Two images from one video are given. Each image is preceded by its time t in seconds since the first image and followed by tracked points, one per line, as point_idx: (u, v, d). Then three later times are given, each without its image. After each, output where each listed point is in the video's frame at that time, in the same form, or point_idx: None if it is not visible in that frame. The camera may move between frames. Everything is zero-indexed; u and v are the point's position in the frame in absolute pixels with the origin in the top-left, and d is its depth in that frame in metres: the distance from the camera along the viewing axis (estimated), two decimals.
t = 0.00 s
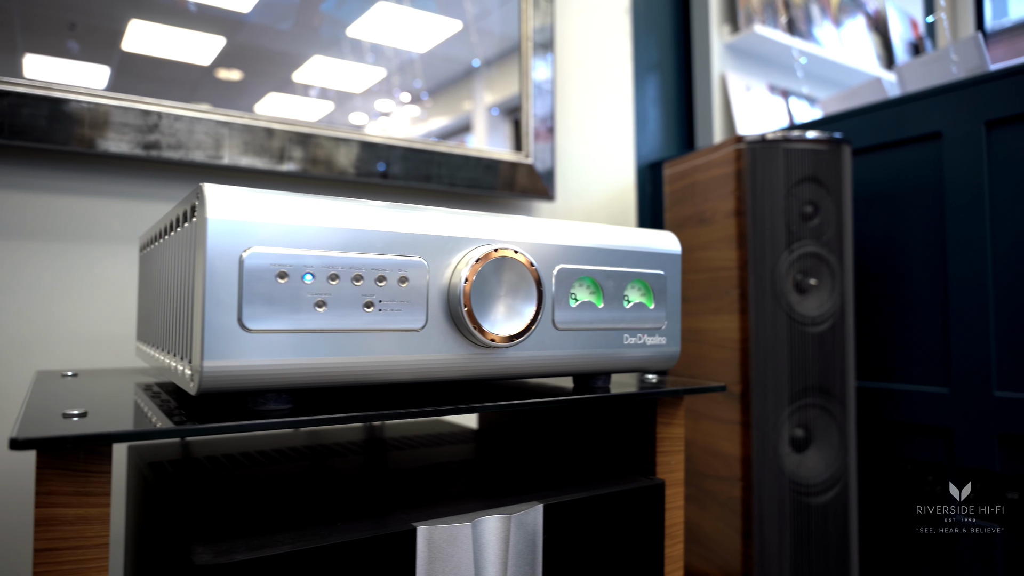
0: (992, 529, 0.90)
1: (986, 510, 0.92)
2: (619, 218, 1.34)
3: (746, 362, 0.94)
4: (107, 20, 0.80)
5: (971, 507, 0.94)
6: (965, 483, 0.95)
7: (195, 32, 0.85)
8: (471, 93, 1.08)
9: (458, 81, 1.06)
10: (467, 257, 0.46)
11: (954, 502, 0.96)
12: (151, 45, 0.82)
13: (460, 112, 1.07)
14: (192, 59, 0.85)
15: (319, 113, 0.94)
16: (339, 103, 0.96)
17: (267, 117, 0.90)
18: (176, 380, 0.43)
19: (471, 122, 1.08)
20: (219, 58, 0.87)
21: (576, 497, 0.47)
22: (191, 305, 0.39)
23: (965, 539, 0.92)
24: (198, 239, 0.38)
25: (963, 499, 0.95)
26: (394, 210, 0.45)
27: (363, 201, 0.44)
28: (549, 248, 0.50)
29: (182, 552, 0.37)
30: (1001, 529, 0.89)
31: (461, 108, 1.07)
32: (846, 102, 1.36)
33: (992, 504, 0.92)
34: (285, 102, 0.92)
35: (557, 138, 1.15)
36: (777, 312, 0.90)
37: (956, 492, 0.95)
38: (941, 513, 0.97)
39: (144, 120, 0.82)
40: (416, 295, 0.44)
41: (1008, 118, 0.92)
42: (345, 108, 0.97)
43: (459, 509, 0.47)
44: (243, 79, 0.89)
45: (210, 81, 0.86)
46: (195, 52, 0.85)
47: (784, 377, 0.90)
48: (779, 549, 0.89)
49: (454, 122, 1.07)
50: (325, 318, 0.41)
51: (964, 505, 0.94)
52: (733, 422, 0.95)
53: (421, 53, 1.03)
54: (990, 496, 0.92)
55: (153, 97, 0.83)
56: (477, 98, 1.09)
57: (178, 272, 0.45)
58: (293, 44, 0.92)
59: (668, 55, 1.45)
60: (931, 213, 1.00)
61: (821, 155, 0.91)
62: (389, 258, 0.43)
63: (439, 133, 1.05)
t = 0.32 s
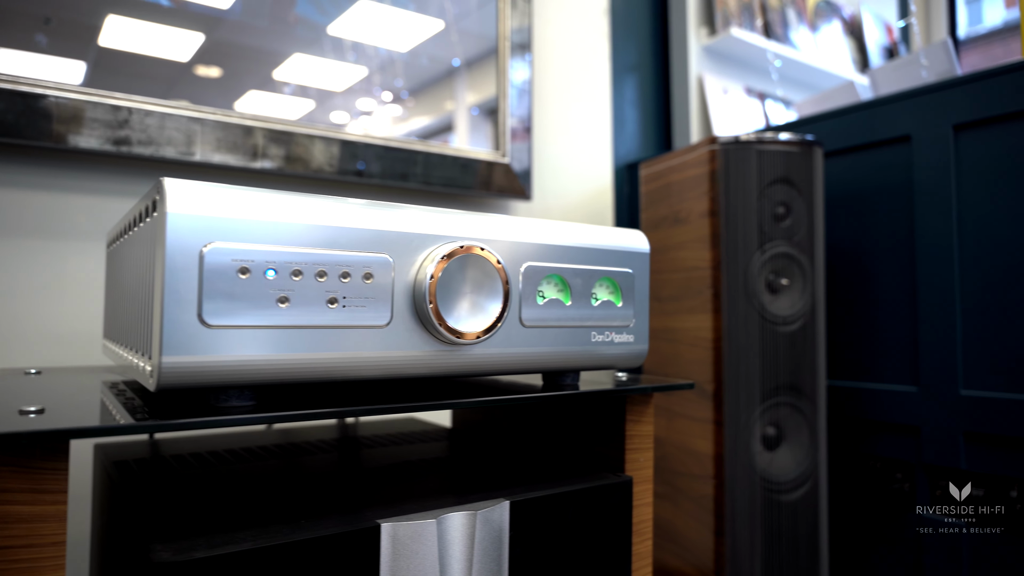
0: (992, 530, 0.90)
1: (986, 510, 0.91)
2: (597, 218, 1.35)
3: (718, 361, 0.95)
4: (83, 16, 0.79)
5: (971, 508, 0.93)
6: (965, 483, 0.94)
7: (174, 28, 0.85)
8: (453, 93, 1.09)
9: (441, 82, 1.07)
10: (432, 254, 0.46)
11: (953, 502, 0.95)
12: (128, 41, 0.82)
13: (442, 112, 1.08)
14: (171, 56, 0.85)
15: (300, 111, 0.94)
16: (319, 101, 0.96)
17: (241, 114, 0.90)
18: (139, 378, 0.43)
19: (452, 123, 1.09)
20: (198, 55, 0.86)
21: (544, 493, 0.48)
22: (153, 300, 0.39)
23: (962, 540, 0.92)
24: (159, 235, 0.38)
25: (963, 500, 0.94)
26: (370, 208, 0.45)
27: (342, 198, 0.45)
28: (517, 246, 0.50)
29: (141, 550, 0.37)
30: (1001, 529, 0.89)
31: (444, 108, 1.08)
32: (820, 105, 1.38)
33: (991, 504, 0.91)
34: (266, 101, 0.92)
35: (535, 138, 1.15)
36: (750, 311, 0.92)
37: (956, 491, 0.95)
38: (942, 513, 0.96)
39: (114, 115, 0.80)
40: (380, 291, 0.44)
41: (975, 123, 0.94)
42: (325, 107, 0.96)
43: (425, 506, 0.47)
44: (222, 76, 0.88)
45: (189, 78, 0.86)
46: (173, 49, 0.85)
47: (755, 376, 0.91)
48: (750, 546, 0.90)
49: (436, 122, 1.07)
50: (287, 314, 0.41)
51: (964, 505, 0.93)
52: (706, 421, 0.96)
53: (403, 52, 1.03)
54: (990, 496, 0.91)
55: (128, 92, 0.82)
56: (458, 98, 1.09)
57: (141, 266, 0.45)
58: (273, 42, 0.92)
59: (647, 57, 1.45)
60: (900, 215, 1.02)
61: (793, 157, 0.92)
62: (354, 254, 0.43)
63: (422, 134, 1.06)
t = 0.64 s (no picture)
0: (992, 530, 0.89)
1: (986, 510, 0.90)
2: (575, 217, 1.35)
3: (692, 358, 0.95)
4: (55, 6, 0.78)
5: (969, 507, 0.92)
6: (965, 483, 0.92)
7: (151, 21, 0.84)
8: (434, 91, 1.09)
9: (422, 79, 1.07)
10: (400, 250, 0.46)
11: (952, 502, 0.93)
12: (101, 32, 0.81)
13: (423, 109, 1.08)
14: (148, 49, 0.84)
15: (279, 106, 0.94)
16: (299, 97, 0.95)
17: (212, 108, 0.88)
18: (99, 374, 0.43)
19: (435, 120, 1.09)
20: (176, 48, 0.86)
21: (511, 489, 0.48)
22: (111, 293, 0.39)
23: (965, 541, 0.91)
24: (116, 227, 0.38)
25: (964, 501, 0.91)
26: (348, 203, 0.46)
27: (321, 193, 0.46)
28: (485, 241, 0.51)
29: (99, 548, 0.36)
30: (1001, 530, 0.89)
31: (425, 105, 1.08)
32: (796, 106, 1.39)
33: (991, 504, 0.90)
34: (247, 96, 0.91)
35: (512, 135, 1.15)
36: (723, 309, 0.92)
37: (955, 492, 0.92)
38: (939, 513, 0.93)
39: (82, 107, 0.79)
40: (345, 286, 0.44)
41: (946, 124, 0.95)
42: (305, 102, 0.96)
43: (391, 503, 0.47)
44: (200, 70, 0.87)
45: (166, 71, 0.85)
46: (150, 41, 0.84)
47: (729, 374, 0.91)
48: (723, 542, 0.91)
49: (418, 119, 1.07)
50: (249, 308, 0.41)
51: (964, 505, 0.91)
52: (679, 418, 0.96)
53: (384, 48, 1.03)
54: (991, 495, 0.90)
55: (101, 85, 0.81)
56: (439, 95, 1.09)
57: (101, 260, 0.44)
58: (253, 36, 0.91)
59: (626, 56, 1.46)
60: (871, 216, 1.03)
61: (768, 156, 0.93)
62: (319, 248, 0.44)
63: (402, 131, 1.05)
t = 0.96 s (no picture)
0: (992, 530, 0.88)
1: (987, 510, 0.89)
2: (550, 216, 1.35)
3: (664, 356, 0.95)
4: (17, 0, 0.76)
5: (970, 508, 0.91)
6: (965, 483, 0.92)
7: (122, 17, 0.83)
8: (414, 90, 1.08)
9: (402, 78, 1.07)
10: (361, 247, 0.47)
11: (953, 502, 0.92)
12: (65, 27, 0.79)
13: (404, 108, 1.08)
14: (121, 44, 0.83)
15: (257, 104, 0.93)
16: (276, 95, 0.95)
17: (178, 104, 0.86)
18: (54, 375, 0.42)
19: (413, 119, 1.09)
20: (150, 45, 0.85)
21: (477, 487, 0.48)
22: (63, 291, 0.38)
23: (966, 543, 0.90)
24: (68, 223, 0.38)
25: (964, 500, 0.91)
26: (327, 201, 0.46)
27: (298, 192, 0.46)
28: (449, 237, 0.51)
29: (54, 550, 0.36)
30: (1001, 530, 0.88)
31: (405, 104, 1.07)
32: (769, 105, 1.40)
33: (991, 504, 0.89)
34: (223, 94, 0.90)
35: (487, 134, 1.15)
36: (696, 307, 0.93)
37: (955, 491, 0.92)
38: (939, 513, 0.93)
39: (46, 103, 0.77)
40: (306, 283, 0.44)
41: (912, 124, 0.97)
42: (283, 101, 0.95)
43: (356, 501, 0.47)
44: (176, 67, 0.87)
45: (140, 67, 0.84)
46: (120, 37, 0.83)
47: (701, 372, 0.92)
48: (696, 538, 0.91)
49: (398, 118, 1.07)
50: (206, 306, 0.41)
51: (964, 505, 0.91)
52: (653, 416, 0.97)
53: (361, 47, 1.02)
54: (990, 495, 0.89)
55: (68, 81, 0.79)
56: (419, 94, 1.09)
57: (55, 258, 0.44)
58: (228, 33, 0.90)
59: (601, 56, 1.46)
60: (841, 214, 1.05)
61: (738, 155, 0.94)
62: (278, 245, 0.43)
63: (380, 129, 1.05)
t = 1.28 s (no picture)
0: (992, 529, 0.87)
1: (987, 510, 0.88)
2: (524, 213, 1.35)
3: (634, 353, 0.96)
4: None
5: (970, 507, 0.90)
6: (965, 483, 0.90)
7: (83, 10, 0.81)
8: (391, 88, 1.08)
9: (377, 76, 1.06)
10: (319, 242, 0.47)
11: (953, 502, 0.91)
12: (23, 20, 0.77)
13: (382, 106, 1.07)
14: (92, 39, 0.81)
15: (231, 101, 0.92)
16: (252, 92, 0.94)
17: (142, 99, 0.85)
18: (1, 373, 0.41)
19: (391, 117, 1.08)
20: (121, 40, 0.83)
21: (437, 484, 0.48)
22: (8, 286, 0.38)
23: (972, 543, 0.89)
24: (13, 217, 0.37)
25: (964, 500, 0.90)
26: (302, 200, 0.47)
27: (273, 189, 0.47)
28: (410, 234, 0.51)
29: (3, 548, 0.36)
30: (1001, 529, 0.87)
31: (382, 102, 1.07)
32: (740, 104, 1.42)
33: (991, 504, 0.88)
34: (197, 91, 0.89)
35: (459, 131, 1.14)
36: (666, 304, 0.93)
37: (955, 491, 0.91)
38: (939, 513, 0.92)
39: (4, 97, 0.76)
40: (261, 279, 0.44)
41: (877, 123, 0.98)
42: (258, 98, 0.94)
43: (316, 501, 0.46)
44: (148, 63, 0.85)
45: (111, 63, 0.83)
46: (82, 30, 0.81)
47: (671, 369, 0.93)
48: (666, 533, 0.92)
49: (376, 116, 1.07)
50: (156, 301, 0.41)
51: (964, 505, 0.90)
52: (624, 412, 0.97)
53: (337, 42, 1.02)
54: (991, 495, 0.88)
55: (28, 75, 0.78)
56: (397, 92, 1.09)
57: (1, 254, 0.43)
58: (202, 29, 0.89)
59: (575, 54, 1.46)
60: (808, 212, 1.06)
61: (708, 154, 0.95)
62: (232, 241, 0.43)
63: (357, 128, 1.05)
